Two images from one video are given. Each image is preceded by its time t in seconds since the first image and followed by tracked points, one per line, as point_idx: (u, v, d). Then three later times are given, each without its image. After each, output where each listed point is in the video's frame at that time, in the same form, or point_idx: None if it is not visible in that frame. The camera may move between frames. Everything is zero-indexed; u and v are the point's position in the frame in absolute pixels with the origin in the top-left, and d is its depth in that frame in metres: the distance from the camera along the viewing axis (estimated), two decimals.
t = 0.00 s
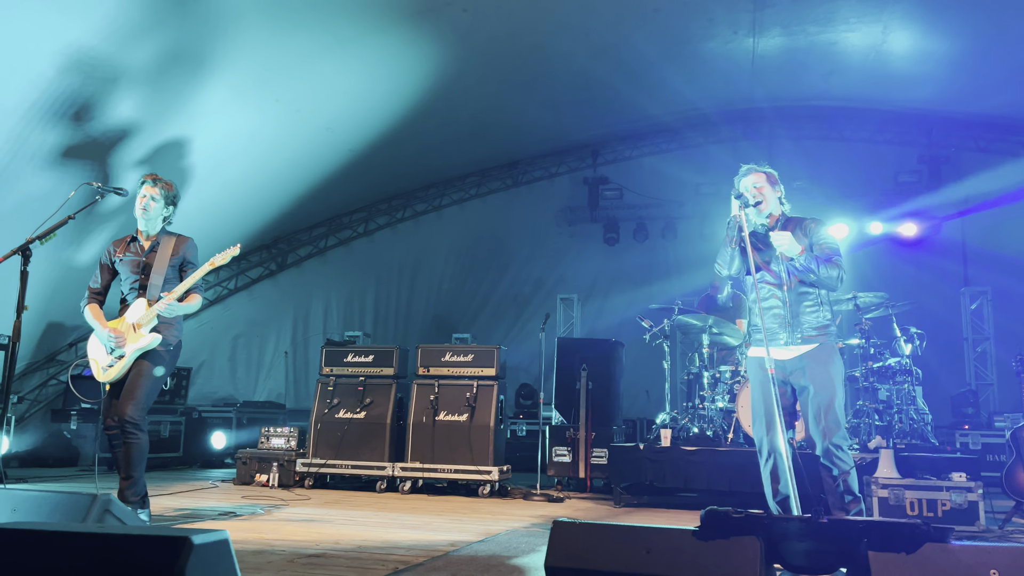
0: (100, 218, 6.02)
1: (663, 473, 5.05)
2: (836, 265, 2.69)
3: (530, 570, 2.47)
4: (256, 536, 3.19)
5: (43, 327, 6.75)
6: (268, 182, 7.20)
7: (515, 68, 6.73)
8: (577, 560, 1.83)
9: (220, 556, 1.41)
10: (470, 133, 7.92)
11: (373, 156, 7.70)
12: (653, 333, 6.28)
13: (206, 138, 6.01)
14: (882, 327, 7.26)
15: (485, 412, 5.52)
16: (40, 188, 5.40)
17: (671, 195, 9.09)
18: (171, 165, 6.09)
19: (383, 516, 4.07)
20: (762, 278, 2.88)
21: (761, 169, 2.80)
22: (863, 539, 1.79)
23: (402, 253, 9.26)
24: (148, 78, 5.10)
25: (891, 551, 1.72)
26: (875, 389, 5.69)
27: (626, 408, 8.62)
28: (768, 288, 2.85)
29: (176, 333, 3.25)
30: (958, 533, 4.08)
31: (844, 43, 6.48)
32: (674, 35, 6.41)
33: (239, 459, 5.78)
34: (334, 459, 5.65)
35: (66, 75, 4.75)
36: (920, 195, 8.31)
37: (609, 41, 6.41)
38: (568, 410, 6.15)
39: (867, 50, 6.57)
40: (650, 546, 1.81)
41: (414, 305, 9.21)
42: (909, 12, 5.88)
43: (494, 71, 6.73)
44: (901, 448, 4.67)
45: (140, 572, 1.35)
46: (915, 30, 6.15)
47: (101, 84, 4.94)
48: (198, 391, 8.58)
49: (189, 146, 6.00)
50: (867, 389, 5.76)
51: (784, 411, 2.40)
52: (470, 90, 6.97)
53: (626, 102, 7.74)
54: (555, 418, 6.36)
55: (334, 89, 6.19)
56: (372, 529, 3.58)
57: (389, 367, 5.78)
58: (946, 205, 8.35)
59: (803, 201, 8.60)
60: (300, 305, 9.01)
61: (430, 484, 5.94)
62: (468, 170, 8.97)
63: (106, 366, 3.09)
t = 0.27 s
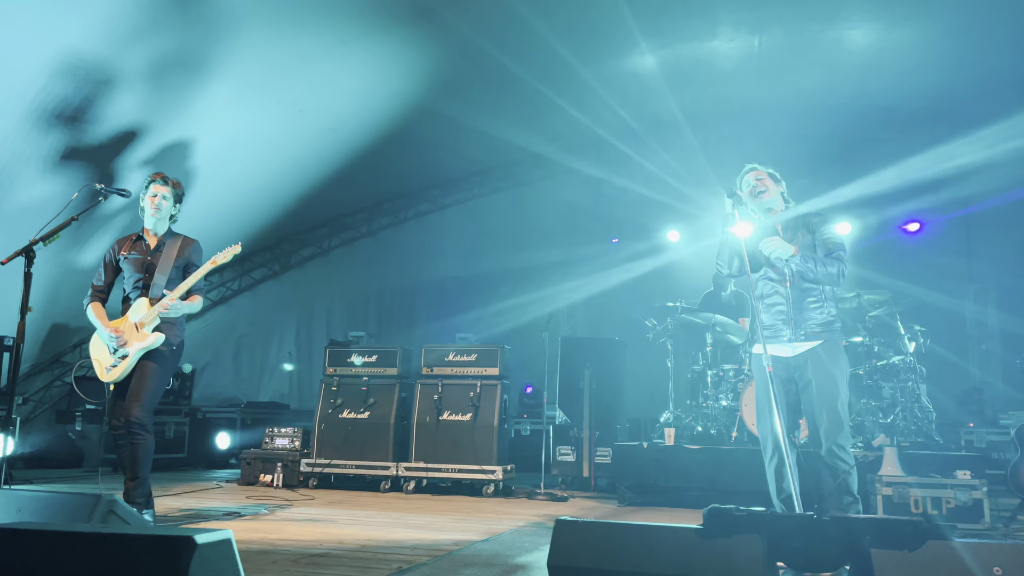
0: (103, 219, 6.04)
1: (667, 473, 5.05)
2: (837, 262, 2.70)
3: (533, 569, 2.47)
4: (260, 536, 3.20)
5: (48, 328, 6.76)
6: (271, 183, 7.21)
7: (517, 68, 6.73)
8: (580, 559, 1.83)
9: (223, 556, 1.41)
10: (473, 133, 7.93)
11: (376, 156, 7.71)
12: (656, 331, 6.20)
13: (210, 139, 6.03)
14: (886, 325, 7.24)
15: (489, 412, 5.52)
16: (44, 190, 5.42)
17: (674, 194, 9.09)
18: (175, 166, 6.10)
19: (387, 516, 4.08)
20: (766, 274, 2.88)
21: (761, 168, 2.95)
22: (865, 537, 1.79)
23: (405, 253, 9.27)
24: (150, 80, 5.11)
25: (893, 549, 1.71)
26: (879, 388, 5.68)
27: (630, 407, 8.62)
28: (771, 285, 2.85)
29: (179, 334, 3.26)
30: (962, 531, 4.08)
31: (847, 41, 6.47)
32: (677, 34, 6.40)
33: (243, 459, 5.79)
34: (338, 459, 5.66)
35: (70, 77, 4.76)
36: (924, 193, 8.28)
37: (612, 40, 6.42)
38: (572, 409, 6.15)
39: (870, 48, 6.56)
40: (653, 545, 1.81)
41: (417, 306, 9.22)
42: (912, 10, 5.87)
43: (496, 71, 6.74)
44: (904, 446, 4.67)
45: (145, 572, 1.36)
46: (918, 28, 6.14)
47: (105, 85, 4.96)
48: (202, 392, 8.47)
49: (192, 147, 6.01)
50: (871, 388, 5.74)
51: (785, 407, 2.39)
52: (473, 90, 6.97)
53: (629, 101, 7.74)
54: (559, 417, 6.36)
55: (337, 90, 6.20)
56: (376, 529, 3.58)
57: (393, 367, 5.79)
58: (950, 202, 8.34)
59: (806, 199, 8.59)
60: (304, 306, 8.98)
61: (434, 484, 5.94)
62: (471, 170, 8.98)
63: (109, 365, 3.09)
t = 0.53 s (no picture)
0: (106, 221, 6.05)
1: (670, 473, 5.05)
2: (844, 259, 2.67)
3: (537, 570, 2.47)
4: (264, 538, 3.20)
5: (52, 330, 6.78)
6: (273, 184, 7.22)
7: (519, 68, 6.73)
8: (583, 560, 1.83)
9: (227, 560, 1.41)
10: (474, 133, 7.93)
11: (378, 157, 7.71)
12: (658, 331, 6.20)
13: (212, 140, 6.04)
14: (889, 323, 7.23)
15: (492, 412, 5.52)
16: (47, 193, 5.43)
17: (676, 193, 9.09)
18: (178, 168, 6.11)
19: (391, 517, 4.08)
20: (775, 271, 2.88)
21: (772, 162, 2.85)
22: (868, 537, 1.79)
23: (408, 254, 9.28)
24: (150, 83, 5.12)
25: (896, 548, 1.71)
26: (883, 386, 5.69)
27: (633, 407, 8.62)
28: (780, 282, 2.84)
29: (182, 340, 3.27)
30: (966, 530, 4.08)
31: (849, 39, 6.45)
32: (678, 33, 6.40)
33: (247, 461, 5.80)
34: (342, 461, 5.67)
35: (71, 80, 4.78)
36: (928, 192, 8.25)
37: (613, 40, 6.42)
38: (575, 409, 6.15)
39: (873, 46, 6.54)
40: (656, 546, 1.81)
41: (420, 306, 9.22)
42: (915, 8, 5.86)
43: (498, 72, 6.74)
44: (908, 445, 4.66)
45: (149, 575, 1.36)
46: (921, 26, 6.12)
47: (107, 88, 4.97)
48: (207, 393, 8.46)
49: (195, 149, 6.01)
50: (876, 387, 5.74)
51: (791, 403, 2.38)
52: (475, 90, 6.97)
53: (630, 101, 7.74)
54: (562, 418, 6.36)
55: (340, 91, 6.21)
56: (380, 530, 3.59)
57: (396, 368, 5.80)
58: (953, 201, 8.32)
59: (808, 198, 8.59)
60: (308, 307, 8.99)
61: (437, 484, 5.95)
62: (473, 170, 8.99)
63: (114, 370, 3.10)
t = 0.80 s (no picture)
0: (102, 223, 6.04)
1: (667, 472, 5.05)
2: (854, 262, 2.58)
3: (532, 571, 2.47)
4: (260, 539, 3.20)
5: (48, 332, 6.77)
6: (270, 185, 7.22)
7: (515, 68, 6.74)
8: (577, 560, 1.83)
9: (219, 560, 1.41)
10: (471, 134, 7.93)
11: (374, 157, 7.70)
12: (656, 330, 6.24)
13: (208, 142, 6.03)
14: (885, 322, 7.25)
15: (488, 413, 5.52)
16: (42, 194, 5.42)
17: (673, 193, 9.10)
18: (173, 169, 6.10)
19: (388, 517, 4.08)
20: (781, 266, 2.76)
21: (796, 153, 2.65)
22: (862, 536, 1.79)
23: (405, 255, 9.26)
24: (147, 83, 5.12)
25: (890, 547, 1.71)
26: (879, 385, 5.69)
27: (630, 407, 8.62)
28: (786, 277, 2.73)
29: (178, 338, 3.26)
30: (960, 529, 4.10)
31: (845, 38, 6.46)
32: (674, 33, 6.40)
33: (244, 462, 5.79)
34: (339, 461, 5.66)
35: (67, 82, 4.78)
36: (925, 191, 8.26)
37: (608, 40, 6.42)
38: (572, 409, 6.15)
39: (868, 45, 6.54)
40: (651, 545, 1.81)
41: (417, 307, 9.22)
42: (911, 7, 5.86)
43: (494, 72, 6.74)
44: (904, 444, 4.66)
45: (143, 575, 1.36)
46: (917, 25, 6.13)
47: (101, 88, 4.96)
48: (203, 394, 8.50)
49: (191, 150, 6.01)
50: (872, 386, 5.75)
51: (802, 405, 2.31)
52: (471, 90, 6.97)
53: (626, 101, 7.74)
54: (559, 418, 6.37)
55: (335, 92, 6.21)
56: (377, 530, 3.59)
57: (393, 368, 5.79)
58: (949, 200, 8.33)
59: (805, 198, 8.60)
60: (304, 306, 9.00)
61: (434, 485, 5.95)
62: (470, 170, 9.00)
63: (110, 368, 3.09)
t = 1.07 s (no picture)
0: (89, 222, 6.00)
1: (655, 472, 5.06)
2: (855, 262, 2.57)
3: (519, 570, 2.47)
4: (246, 539, 3.18)
5: (33, 332, 6.72)
6: (259, 184, 7.19)
7: (505, 68, 6.73)
8: (564, 560, 1.83)
9: (203, 559, 1.40)
10: (460, 133, 7.92)
11: (363, 157, 7.68)
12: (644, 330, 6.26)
13: (196, 141, 6.00)
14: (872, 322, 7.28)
15: (477, 412, 5.51)
16: (28, 194, 5.38)
17: (661, 193, 9.12)
18: (161, 169, 6.07)
19: (375, 518, 4.07)
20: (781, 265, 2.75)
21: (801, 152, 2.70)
22: (848, 533, 1.79)
23: (393, 254, 9.25)
24: (135, 82, 5.09)
25: (875, 544, 1.72)
26: (866, 384, 5.72)
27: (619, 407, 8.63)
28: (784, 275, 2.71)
29: (165, 340, 3.24)
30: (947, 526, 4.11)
31: (833, 39, 6.48)
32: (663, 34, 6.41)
33: (230, 462, 5.76)
34: (326, 461, 5.64)
35: (53, 81, 4.75)
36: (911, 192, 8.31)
37: (598, 40, 6.42)
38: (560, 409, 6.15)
39: (856, 46, 6.57)
40: (638, 544, 1.81)
41: (406, 307, 9.20)
42: (898, 9, 5.90)
43: (484, 72, 6.73)
44: (891, 443, 4.69)
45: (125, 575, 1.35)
46: (903, 26, 6.17)
47: (88, 87, 4.94)
48: (190, 395, 8.61)
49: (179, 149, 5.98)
50: (859, 385, 5.78)
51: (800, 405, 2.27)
52: (460, 90, 6.97)
53: (615, 101, 7.75)
54: (547, 417, 6.37)
55: (324, 91, 6.20)
56: (364, 531, 3.58)
57: (381, 368, 5.78)
58: (936, 200, 8.38)
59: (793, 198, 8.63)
60: (293, 305, 9.03)
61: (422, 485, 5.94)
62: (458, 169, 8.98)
63: (93, 369, 3.10)
